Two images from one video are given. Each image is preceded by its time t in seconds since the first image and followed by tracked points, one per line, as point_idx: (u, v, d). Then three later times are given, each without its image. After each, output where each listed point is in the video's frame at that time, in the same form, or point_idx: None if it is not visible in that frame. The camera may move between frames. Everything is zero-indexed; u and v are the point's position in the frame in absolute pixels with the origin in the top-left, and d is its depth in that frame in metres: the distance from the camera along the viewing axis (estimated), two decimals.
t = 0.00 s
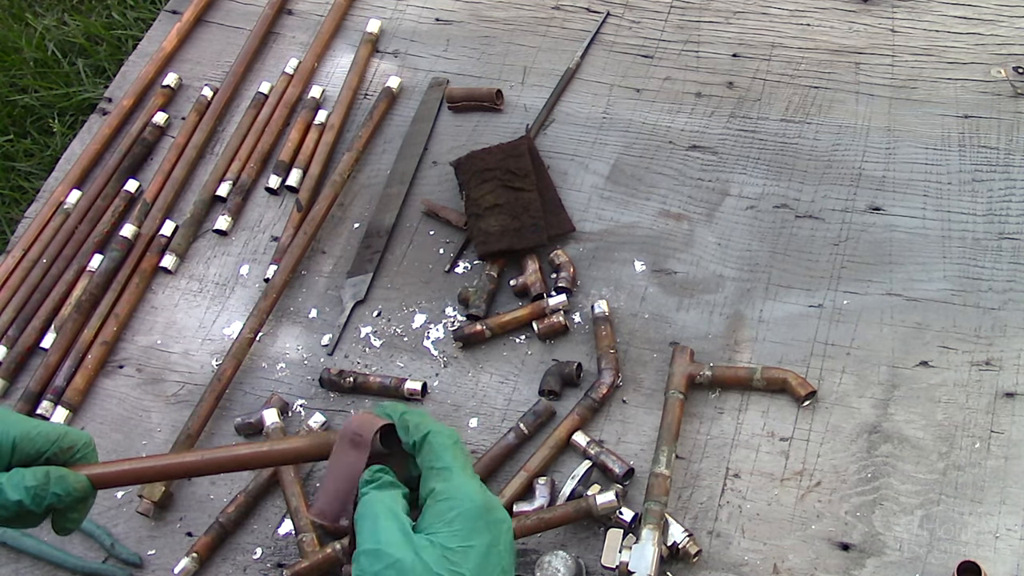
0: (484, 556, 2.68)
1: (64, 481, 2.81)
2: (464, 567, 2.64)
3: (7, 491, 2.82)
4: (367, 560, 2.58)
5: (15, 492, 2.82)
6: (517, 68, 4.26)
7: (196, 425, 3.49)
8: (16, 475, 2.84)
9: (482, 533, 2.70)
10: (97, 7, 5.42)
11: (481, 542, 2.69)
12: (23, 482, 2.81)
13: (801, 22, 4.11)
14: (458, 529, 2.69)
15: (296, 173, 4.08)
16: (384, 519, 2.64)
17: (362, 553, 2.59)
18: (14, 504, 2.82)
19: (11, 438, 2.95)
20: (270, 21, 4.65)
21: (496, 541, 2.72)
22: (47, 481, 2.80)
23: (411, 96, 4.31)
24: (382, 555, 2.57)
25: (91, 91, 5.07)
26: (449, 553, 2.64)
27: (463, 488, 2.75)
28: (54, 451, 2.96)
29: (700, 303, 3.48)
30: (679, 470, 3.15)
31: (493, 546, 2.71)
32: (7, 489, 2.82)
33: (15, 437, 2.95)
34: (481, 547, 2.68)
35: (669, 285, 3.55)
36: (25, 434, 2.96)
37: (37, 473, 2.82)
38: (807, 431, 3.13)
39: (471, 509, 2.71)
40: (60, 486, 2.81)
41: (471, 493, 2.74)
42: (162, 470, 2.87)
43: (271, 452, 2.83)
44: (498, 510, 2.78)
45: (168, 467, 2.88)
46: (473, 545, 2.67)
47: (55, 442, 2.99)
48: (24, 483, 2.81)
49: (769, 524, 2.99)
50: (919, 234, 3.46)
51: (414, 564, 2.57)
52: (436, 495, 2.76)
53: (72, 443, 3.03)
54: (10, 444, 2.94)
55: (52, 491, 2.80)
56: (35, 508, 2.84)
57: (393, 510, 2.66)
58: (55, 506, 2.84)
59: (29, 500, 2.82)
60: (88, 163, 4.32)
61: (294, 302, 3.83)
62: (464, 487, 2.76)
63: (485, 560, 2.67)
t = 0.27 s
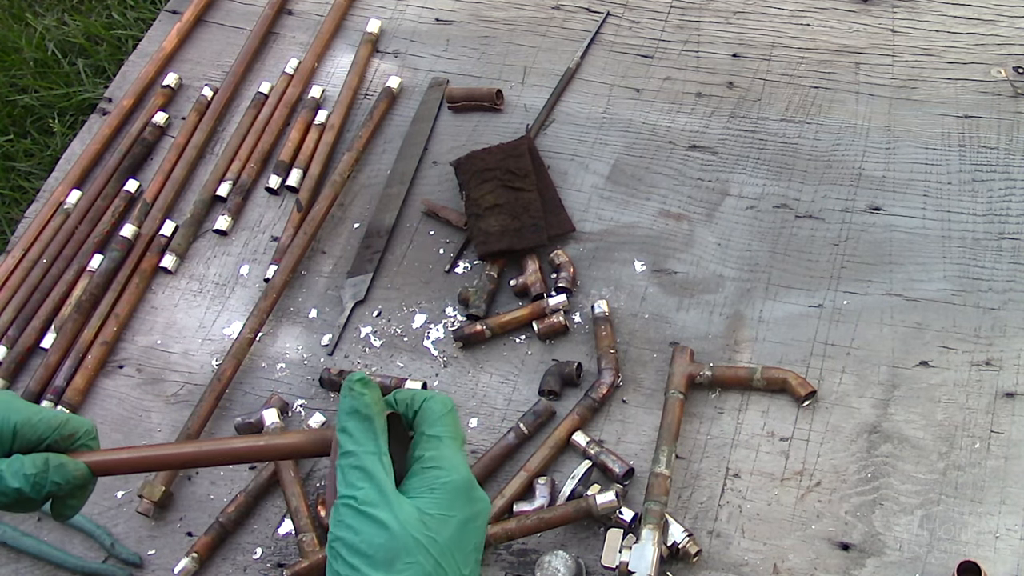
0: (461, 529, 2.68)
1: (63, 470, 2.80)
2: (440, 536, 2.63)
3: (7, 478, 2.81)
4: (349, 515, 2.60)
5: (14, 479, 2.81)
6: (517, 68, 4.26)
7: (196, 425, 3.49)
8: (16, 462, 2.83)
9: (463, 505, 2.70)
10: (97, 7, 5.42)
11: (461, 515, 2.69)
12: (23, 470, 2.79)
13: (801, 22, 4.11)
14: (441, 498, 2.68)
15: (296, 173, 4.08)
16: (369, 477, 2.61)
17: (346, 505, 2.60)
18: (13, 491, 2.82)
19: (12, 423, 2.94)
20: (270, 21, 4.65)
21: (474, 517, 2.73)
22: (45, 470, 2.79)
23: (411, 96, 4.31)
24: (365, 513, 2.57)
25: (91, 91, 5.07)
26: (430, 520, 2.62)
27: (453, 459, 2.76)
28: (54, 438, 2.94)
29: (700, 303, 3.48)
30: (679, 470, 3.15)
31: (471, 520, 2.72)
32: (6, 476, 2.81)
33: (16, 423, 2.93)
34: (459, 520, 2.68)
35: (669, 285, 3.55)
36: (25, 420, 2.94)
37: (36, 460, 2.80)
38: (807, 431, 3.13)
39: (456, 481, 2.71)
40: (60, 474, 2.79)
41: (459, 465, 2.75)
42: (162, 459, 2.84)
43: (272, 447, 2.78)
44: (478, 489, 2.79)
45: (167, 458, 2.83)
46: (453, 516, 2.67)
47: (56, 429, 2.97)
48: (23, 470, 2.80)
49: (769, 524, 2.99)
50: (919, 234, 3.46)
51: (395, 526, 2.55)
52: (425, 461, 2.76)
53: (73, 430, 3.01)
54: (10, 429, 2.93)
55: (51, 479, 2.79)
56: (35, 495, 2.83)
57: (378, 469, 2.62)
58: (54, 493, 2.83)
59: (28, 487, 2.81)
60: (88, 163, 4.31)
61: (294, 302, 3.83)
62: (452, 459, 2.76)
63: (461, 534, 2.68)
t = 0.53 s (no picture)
0: (443, 506, 2.70)
1: (63, 456, 2.81)
2: (420, 512, 2.65)
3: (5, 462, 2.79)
4: (330, 495, 2.65)
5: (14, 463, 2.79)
6: (517, 68, 4.26)
7: (196, 425, 3.49)
8: (15, 446, 2.81)
9: (444, 483, 2.72)
10: (97, 7, 5.42)
11: (443, 493, 2.71)
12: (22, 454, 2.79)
13: (800, 23, 4.11)
14: (422, 474, 2.70)
15: (296, 173, 4.08)
16: (351, 460, 2.69)
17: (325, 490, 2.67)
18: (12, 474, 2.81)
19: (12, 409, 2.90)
20: (270, 21, 4.65)
21: (458, 495, 2.75)
22: (45, 454, 2.79)
23: (411, 96, 4.31)
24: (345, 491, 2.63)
25: (91, 91, 5.07)
26: (410, 497, 2.65)
27: (433, 438, 2.78)
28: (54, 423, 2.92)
29: (700, 303, 3.48)
30: (679, 470, 3.15)
31: (454, 498, 2.74)
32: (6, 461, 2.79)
33: (15, 408, 2.89)
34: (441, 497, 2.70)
35: (669, 285, 3.55)
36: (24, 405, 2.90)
37: (35, 445, 2.80)
38: (807, 431, 3.13)
39: (437, 458, 2.73)
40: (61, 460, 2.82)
41: (438, 444, 2.77)
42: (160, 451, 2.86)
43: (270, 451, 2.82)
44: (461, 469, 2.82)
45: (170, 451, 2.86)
46: (435, 493, 2.69)
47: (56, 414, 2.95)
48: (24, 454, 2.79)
49: (769, 524, 2.99)
50: (919, 235, 3.46)
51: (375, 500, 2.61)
52: (404, 442, 2.78)
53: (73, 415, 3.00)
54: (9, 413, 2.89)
55: (50, 465, 2.80)
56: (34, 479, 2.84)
57: (361, 453, 2.70)
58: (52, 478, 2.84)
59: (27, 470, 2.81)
60: (88, 163, 4.31)
61: (294, 302, 3.83)
62: (430, 437, 2.79)
63: (444, 510, 2.69)
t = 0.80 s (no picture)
0: (470, 480, 2.65)
1: (93, 429, 2.80)
2: (445, 485, 2.61)
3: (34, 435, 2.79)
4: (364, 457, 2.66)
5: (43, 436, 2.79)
6: (517, 68, 4.26)
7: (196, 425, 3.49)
8: (44, 420, 2.80)
9: (472, 460, 2.65)
10: (97, 7, 5.42)
11: (471, 469, 2.65)
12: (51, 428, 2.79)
13: (801, 22, 4.11)
14: (452, 449, 2.63)
15: (296, 173, 4.08)
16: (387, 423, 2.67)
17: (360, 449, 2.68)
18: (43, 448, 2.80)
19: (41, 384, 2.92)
20: (270, 21, 4.65)
21: (488, 473, 2.68)
22: (75, 428, 2.78)
23: (411, 96, 4.31)
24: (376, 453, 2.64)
25: (91, 91, 5.07)
26: (438, 466, 2.62)
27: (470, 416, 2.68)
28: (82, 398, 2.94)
29: (700, 303, 3.48)
30: (679, 470, 3.15)
31: (483, 475, 2.68)
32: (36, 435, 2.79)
33: (44, 383, 2.92)
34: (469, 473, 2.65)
35: (669, 285, 3.55)
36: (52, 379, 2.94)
37: (65, 418, 2.79)
38: (807, 431, 3.13)
39: (468, 436, 2.64)
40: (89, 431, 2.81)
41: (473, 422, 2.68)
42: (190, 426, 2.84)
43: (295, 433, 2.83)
44: (495, 447, 2.73)
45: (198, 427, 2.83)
46: (464, 467, 2.64)
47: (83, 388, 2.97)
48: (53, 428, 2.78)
49: (769, 524, 2.99)
50: (919, 235, 3.46)
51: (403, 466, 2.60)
52: (440, 417, 2.70)
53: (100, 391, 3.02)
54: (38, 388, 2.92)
55: (80, 439, 2.78)
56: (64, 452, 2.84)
57: (398, 416, 2.67)
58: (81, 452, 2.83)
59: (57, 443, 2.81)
60: (88, 163, 4.31)
61: (294, 302, 3.83)
62: (466, 413, 2.70)
63: (472, 485, 2.65)
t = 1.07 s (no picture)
0: (549, 427, 2.73)
1: (155, 380, 2.90)
2: (527, 429, 2.69)
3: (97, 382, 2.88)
4: (449, 393, 2.73)
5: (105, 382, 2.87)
6: (517, 68, 4.26)
7: (196, 425, 3.49)
8: (106, 368, 2.88)
9: (555, 408, 2.74)
10: (97, 7, 5.42)
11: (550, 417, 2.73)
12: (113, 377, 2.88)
13: (801, 22, 4.11)
14: (535, 397, 2.72)
15: (296, 173, 4.08)
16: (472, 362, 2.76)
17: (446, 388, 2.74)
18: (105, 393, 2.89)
19: (104, 334, 3.06)
20: (270, 21, 4.65)
21: (564, 424, 2.78)
22: (136, 377, 2.88)
23: (411, 96, 4.31)
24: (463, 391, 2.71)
25: (91, 91, 5.07)
26: (521, 411, 2.70)
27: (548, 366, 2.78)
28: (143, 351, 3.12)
29: (700, 303, 3.48)
30: (679, 470, 3.15)
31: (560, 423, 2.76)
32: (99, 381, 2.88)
33: (106, 333, 3.06)
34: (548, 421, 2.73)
35: (669, 285, 3.55)
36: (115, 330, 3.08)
37: (127, 367, 2.89)
38: (807, 431, 3.13)
39: (550, 385, 2.74)
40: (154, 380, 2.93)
41: (554, 372, 2.78)
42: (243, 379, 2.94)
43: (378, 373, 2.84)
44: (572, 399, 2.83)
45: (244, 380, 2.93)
46: (542, 414, 2.72)
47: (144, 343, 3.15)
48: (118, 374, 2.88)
49: (769, 524, 2.99)
50: (919, 235, 3.46)
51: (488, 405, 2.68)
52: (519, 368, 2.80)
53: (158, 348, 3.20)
54: (99, 338, 3.06)
55: (141, 388, 2.87)
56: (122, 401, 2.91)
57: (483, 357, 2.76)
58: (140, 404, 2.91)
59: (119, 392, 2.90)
60: (88, 163, 4.31)
61: (295, 302, 3.83)
62: (546, 366, 2.80)
63: (549, 431, 2.73)
